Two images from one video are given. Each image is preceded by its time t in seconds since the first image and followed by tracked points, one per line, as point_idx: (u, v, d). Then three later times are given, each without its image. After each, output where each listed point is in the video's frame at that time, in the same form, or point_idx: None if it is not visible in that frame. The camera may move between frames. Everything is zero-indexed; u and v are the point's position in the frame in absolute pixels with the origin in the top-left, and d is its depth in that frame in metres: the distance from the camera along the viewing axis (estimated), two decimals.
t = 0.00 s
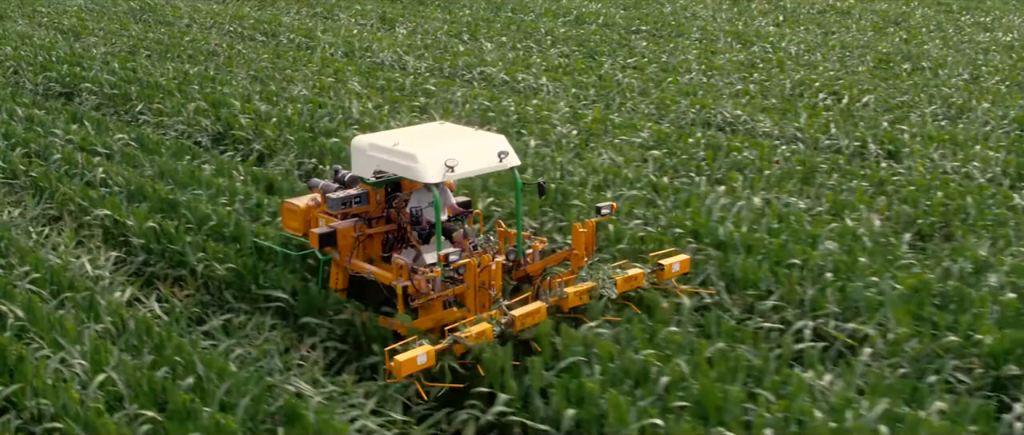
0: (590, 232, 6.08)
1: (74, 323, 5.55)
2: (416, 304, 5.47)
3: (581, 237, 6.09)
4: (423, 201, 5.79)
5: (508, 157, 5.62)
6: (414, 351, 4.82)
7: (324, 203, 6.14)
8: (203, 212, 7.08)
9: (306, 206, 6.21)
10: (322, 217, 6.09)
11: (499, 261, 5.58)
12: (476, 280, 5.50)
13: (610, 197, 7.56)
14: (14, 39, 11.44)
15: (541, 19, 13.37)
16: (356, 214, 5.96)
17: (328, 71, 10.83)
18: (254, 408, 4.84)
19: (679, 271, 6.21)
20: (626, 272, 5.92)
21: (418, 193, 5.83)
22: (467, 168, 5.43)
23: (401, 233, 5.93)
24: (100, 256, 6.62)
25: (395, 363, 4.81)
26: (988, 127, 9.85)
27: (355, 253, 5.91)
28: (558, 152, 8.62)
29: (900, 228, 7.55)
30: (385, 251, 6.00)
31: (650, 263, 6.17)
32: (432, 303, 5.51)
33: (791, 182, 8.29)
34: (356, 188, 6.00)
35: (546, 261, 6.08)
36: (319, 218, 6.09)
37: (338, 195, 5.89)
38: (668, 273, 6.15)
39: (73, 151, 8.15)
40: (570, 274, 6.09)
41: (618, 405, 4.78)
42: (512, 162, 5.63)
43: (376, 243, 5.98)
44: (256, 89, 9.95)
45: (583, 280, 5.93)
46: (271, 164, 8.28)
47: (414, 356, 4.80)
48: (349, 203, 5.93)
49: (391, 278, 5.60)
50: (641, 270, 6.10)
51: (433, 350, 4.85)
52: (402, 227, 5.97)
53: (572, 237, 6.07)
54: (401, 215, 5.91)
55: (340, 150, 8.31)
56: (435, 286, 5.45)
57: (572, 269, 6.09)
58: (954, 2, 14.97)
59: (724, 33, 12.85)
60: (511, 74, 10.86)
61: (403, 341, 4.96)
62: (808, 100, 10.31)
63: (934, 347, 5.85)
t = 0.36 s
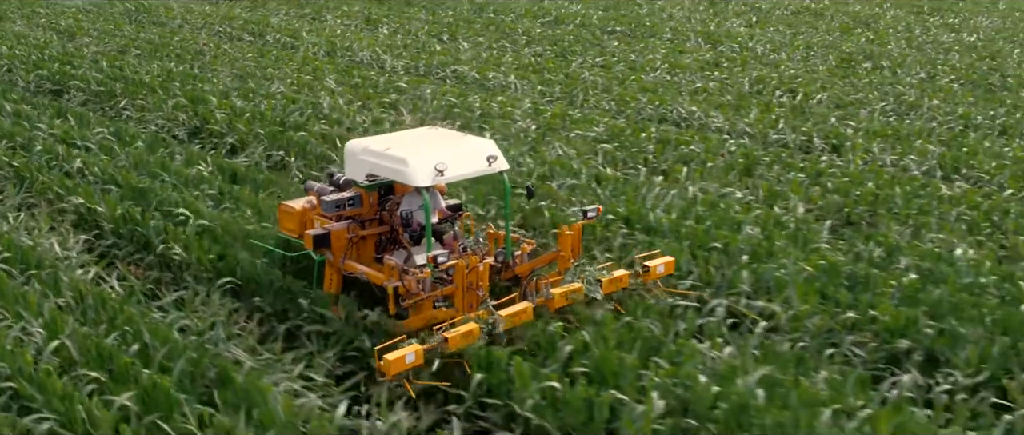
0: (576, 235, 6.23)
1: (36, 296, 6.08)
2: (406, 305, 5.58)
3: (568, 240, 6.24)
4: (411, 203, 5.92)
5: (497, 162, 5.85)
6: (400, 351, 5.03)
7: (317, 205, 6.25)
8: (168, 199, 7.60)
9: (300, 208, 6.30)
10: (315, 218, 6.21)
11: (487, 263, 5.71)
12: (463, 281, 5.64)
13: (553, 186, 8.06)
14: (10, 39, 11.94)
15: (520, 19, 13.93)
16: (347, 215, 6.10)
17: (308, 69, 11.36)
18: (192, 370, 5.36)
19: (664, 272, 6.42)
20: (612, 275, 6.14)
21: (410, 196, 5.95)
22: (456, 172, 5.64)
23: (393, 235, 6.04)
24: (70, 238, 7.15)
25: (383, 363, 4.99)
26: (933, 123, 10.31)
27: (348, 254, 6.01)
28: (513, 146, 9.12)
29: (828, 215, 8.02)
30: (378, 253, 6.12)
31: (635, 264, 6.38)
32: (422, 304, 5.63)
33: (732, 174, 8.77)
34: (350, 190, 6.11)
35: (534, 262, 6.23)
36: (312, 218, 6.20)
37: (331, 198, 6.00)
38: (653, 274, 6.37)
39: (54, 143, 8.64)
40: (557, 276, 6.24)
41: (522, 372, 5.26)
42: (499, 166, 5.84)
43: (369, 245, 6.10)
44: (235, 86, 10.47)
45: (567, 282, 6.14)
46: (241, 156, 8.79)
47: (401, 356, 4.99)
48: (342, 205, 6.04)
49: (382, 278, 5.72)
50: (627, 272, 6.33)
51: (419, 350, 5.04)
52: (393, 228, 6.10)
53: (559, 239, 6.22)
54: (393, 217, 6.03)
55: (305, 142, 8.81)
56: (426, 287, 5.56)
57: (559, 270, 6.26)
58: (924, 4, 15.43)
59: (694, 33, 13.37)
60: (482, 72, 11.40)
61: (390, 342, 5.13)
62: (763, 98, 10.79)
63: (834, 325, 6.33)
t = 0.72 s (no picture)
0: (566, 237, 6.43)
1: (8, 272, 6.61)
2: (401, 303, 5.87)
3: (560, 242, 6.48)
4: (407, 205, 6.20)
5: (491, 166, 6.07)
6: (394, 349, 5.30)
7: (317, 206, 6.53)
8: (142, 188, 8.12)
9: (299, 209, 6.57)
10: (314, 219, 6.49)
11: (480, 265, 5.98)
12: (457, 281, 5.90)
13: (507, 177, 8.57)
14: (11, 37, 12.47)
15: (506, 20, 14.50)
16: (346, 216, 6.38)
17: (295, 67, 11.90)
18: (145, 340, 5.87)
19: (654, 274, 6.70)
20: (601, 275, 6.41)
21: (406, 198, 6.23)
22: (450, 175, 5.88)
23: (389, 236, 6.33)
24: (48, 223, 7.70)
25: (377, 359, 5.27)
26: (886, 120, 10.78)
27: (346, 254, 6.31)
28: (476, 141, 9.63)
29: (766, 206, 8.51)
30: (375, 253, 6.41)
31: (625, 265, 6.65)
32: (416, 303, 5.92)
33: (681, 168, 9.27)
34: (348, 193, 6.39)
35: (525, 264, 6.48)
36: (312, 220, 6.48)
37: (330, 200, 6.29)
38: (643, 275, 6.63)
39: (43, 136, 9.17)
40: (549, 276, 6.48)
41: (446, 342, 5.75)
42: (493, 169, 6.08)
43: (366, 246, 6.39)
44: (221, 83, 11.00)
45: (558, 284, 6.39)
46: (220, 149, 9.33)
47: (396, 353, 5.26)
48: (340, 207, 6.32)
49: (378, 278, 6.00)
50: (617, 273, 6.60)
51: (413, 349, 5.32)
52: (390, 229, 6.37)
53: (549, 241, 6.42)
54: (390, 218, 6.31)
55: (279, 136, 9.34)
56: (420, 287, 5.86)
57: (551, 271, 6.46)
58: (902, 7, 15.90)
59: (672, 34, 13.88)
60: (461, 71, 11.94)
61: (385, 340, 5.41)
62: (726, 96, 11.28)
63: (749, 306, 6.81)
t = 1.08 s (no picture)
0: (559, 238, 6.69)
1: None
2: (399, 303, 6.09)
3: (552, 243, 6.73)
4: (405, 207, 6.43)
5: (484, 169, 6.36)
6: (389, 347, 5.56)
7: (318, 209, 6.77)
8: (124, 177, 8.68)
9: (301, 212, 6.81)
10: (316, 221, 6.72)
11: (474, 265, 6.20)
12: (452, 281, 6.13)
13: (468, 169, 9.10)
14: (17, 36, 13.04)
15: (495, 21, 15.08)
16: (345, 218, 6.67)
17: (285, 65, 12.46)
18: (110, 314, 6.40)
19: (645, 274, 7.01)
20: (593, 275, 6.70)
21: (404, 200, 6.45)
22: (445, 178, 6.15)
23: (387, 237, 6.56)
24: (34, 208, 8.25)
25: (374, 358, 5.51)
26: (845, 117, 11.28)
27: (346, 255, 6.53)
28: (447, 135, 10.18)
29: (713, 197, 9.02)
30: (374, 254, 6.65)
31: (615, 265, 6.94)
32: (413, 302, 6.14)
33: (638, 162, 9.78)
34: (347, 197, 6.66)
35: (520, 264, 6.72)
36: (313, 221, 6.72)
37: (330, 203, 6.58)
38: (636, 275, 6.95)
39: (37, 129, 9.73)
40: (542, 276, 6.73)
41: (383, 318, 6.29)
42: (487, 171, 6.37)
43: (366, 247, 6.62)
44: (212, 80, 11.56)
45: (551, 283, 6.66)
46: (204, 142, 9.88)
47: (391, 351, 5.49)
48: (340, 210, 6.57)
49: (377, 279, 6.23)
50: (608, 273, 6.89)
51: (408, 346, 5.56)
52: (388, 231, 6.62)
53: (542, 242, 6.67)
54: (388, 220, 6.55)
55: (259, 130, 9.89)
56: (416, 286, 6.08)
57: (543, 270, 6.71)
58: (882, 9, 16.41)
59: (653, 35, 14.43)
60: (444, 69, 12.50)
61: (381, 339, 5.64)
62: (694, 95, 11.79)
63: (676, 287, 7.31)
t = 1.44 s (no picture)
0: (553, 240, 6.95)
1: None
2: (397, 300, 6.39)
3: (546, 244, 6.97)
4: (404, 209, 6.73)
5: (481, 171, 6.67)
6: (387, 343, 5.86)
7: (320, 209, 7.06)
8: (111, 166, 9.25)
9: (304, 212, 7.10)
10: (318, 221, 7.01)
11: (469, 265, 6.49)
12: (448, 280, 6.42)
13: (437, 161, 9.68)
14: (26, 34, 13.65)
15: (489, 22, 15.69)
16: (347, 219, 6.90)
17: (279, 63, 13.05)
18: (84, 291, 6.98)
19: (637, 275, 7.26)
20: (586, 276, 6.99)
21: (403, 202, 6.75)
22: (442, 180, 6.46)
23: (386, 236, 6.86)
24: (25, 195, 8.83)
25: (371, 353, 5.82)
26: (810, 113, 11.80)
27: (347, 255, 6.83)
28: (423, 129, 10.73)
29: (668, 188, 9.53)
30: (374, 253, 6.94)
31: (611, 266, 7.21)
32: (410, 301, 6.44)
33: (602, 155, 10.30)
34: (349, 197, 6.93)
35: (516, 264, 6.99)
36: (315, 221, 7.01)
37: (332, 203, 6.84)
38: (629, 276, 7.20)
39: (35, 122, 10.30)
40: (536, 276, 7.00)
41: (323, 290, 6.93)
42: (484, 174, 6.68)
43: (366, 247, 6.91)
44: (207, 77, 12.15)
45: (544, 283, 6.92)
46: (192, 136, 10.46)
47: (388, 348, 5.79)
48: (342, 210, 6.87)
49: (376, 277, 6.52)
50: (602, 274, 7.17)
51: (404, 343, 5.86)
52: (389, 231, 6.88)
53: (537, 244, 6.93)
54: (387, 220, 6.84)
55: (244, 124, 10.45)
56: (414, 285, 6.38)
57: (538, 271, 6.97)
58: (867, 12, 16.92)
59: (639, 35, 15.00)
60: (430, 68, 13.08)
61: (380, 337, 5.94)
62: (667, 93, 12.31)
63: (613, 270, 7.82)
